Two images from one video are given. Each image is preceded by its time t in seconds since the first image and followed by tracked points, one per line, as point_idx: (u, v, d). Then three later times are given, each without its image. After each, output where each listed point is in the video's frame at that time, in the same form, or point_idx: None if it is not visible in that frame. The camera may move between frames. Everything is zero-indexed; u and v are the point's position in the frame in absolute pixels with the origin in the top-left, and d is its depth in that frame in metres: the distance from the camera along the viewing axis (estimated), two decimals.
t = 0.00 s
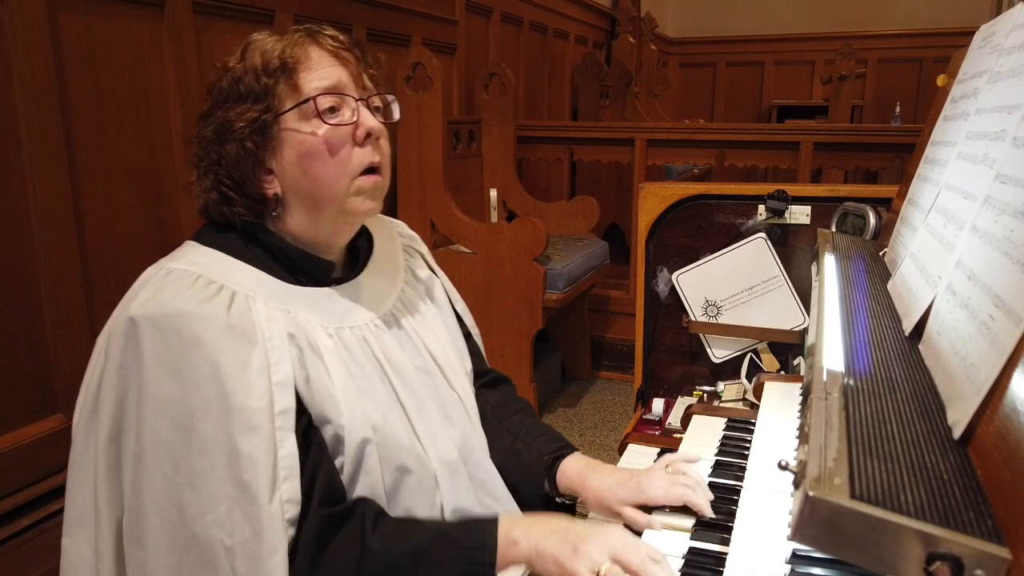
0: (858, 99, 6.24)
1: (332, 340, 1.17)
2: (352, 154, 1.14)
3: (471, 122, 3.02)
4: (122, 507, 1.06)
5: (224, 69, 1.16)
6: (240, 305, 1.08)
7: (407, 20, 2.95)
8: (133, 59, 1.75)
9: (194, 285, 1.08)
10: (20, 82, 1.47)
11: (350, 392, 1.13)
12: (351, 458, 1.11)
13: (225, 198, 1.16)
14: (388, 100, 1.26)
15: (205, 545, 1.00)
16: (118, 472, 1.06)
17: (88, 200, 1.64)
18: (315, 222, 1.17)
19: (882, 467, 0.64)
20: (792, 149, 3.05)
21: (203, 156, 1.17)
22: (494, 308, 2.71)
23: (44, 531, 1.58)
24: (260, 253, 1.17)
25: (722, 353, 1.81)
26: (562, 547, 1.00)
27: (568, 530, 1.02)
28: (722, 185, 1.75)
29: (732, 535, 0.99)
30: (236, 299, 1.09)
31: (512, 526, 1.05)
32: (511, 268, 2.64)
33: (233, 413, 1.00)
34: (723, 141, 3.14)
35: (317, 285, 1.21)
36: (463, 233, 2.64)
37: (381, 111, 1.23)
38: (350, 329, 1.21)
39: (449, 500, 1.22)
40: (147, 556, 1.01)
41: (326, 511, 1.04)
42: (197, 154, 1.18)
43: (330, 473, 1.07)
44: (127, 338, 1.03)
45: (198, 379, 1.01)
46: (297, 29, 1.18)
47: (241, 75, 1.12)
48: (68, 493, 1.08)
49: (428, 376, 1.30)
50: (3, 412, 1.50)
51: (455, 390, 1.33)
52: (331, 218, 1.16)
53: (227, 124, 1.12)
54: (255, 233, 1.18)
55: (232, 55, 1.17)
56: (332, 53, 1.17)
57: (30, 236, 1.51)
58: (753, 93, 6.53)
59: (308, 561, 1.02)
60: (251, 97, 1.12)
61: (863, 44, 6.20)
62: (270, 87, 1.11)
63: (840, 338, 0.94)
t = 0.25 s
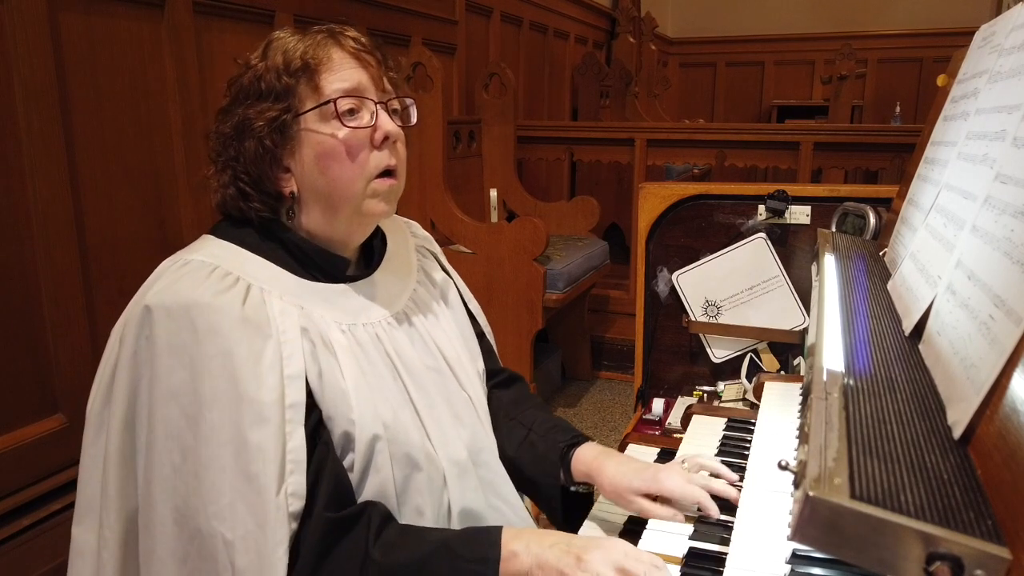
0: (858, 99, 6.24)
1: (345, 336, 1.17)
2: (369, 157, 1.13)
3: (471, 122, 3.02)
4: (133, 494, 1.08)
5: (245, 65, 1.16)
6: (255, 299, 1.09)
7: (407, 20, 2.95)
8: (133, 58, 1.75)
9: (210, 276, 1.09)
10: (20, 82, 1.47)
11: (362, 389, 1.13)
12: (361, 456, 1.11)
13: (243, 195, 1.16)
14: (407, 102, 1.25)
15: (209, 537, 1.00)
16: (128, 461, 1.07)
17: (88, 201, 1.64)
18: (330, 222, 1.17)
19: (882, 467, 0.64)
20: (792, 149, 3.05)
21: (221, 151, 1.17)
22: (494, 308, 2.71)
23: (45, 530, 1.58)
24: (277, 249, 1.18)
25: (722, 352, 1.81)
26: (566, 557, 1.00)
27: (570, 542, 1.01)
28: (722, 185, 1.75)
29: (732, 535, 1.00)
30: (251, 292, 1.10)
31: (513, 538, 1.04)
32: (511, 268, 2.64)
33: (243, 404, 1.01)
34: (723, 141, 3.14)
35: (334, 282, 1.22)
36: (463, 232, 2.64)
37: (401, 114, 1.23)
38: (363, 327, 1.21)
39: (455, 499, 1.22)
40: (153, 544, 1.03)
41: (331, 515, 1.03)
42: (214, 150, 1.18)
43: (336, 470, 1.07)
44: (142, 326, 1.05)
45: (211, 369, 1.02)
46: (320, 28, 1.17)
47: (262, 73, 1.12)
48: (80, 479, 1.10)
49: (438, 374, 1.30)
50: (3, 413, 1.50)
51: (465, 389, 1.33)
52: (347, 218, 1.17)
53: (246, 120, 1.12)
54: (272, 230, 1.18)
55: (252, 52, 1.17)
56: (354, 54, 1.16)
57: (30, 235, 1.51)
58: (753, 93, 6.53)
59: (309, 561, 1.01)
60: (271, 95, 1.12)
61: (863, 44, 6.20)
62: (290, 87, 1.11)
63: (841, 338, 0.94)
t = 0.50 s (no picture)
0: (858, 99, 6.24)
1: (341, 335, 1.17)
2: (366, 162, 1.14)
3: (471, 122, 3.02)
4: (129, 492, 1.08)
5: (242, 68, 1.15)
6: (252, 297, 1.09)
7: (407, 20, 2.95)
8: (133, 58, 1.75)
9: (208, 275, 1.08)
10: (20, 82, 1.47)
11: (358, 387, 1.13)
12: (357, 454, 1.11)
13: (240, 196, 1.16)
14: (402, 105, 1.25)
15: (206, 535, 1.00)
16: (125, 459, 1.07)
17: (89, 201, 1.64)
18: (327, 224, 1.16)
19: (882, 467, 0.64)
20: (792, 149, 3.05)
21: (218, 152, 1.17)
22: (494, 308, 2.71)
23: (45, 530, 1.58)
24: (272, 247, 1.18)
25: (722, 352, 1.81)
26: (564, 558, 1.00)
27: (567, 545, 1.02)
28: (722, 185, 1.75)
29: (732, 535, 1.00)
30: (249, 291, 1.10)
31: (511, 540, 1.04)
32: (511, 268, 2.64)
33: (240, 401, 1.01)
34: (723, 141, 3.14)
35: (330, 282, 1.22)
36: (463, 232, 2.64)
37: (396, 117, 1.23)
38: (359, 325, 1.21)
39: (451, 497, 1.22)
40: (150, 540, 1.03)
41: (329, 510, 1.03)
42: (211, 151, 1.18)
43: (332, 466, 1.06)
44: (139, 324, 1.05)
45: (208, 367, 1.02)
46: (316, 31, 1.17)
47: (258, 77, 1.12)
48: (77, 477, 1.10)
49: (435, 374, 1.30)
50: (4, 413, 1.50)
51: (462, 389, 1.33)
52: (344, 220, 1.17)
53: (243, 124, 1.12)
54: (269, 230, 1.18)
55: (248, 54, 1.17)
56: (350, 58, 1.16)
57: (30, 236, 1.51)
58: (753, 93, 6.52)
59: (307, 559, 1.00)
60: (268, 100, 1.12)
61: (863, 44, 6.20)
62: (287, 92, 1.11)
63: (841, 338, 0.94)
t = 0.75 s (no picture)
0: (858, 99, 6.24)
1: (338, 333, 1.17)
2: (361, 159, 1.15)
3: (471, 122, 3.02)
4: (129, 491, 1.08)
5: (234, 67, 1.15)
6: (249, 296, 1.09)
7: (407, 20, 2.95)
8: (133, 58, 1.75)
9: (205, 274, 1.08)
10: (20, 82, 1.47)
11: (356, 384, 1.13)
12: (355, 451, 1.11)
13: (236, 196, 1.16)
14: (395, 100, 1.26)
15: (207, 532, 1.00)
16: (124, 459, 1.07)
17: (88, 201, 1.64)
18: (325, 220, 1.17)
19: (882, 467, 0.64)
20: (792, 149, 3.05)
21: (213, 152, 1.17)
22: (494, 308, 2.71)
23: (45, 530, 1.58)
24: (270, 246, 1.18)
25: (722, 352, 1.81)
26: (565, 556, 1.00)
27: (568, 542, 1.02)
28: (722, 185, 1.75)
29: (732, 535, 1.00)
30: (246, 289, 1.09)
31: (512, 536, 1.04)
32: (511, 268, 2.64)
33: (238, 398, 1.01)
34: (723, 141, 3.14)
35: (328, 281, 1.22)
36: (463, 232, 2.64)
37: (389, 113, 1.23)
38: (357, 324, 1.21)
39: (449, 494, 1.23)
40: (149, 539, 1.03)
41: (327, 506, 1.03)
42: (206, 151, 1.18)
43: (330, 462, 1.06)
44: (138, 323, 1.05)
45: (206, 365, 1.02)
46: (306, 29, 1.17)
47: (251, 77, 1.12)
48: (76, 477, 1.11)
49: (433, 372, 1.29)
50: (3, 412, 1.50)
51: (460, 386, 1.33)
52: (341, 217, 1.17)
53: (237, 124, 1.12)
54: (267, 228, 1.18)
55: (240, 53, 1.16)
56: (342, 56, 1.16)
57: (30, 236, 1.51)
58: (753, 93, 6.52)
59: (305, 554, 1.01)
60: (262, 100, 1.12)
61: (863, 44, 6.20)
62: (280, 91, 1.11)
63: (841, 338, 0.94)
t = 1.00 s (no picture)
0: (858, 99, 6.24)
1: (329, 330, 1.17)
2: (343, 151, 1.15)
3: (471, 122, 3.02)
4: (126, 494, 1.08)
5: (214, 69, 1.15)
6: (238, 294, 1.08)
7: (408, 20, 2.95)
8: (133, 58, 1.75)
9: (192, 275, 1.08)
10: (20, 82, 1.47)
11: (346, 380, 1.13)
12: (348, 446, 1.11)
13: (221, 198, 1.17)
14: (375, 95, 1.26)
15: (212, 528, 1.01)
16: (120, 461, 1.07)
17: (88, 201, 1.64)
18: (310, 215, 1.16)
19: (882, 467, 0.64)
20: (792, 148, 3.05)
21: (196, 154, 1.18)
22: (494, 308, 2.71)
23: (44, 531, 1.58)
24: (257, 245, 1.18)
25: (722, 352, 1.81)
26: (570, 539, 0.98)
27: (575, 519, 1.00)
28: (721, 185, 1.75)
29: (732, 535, 0.99)
30: (234, 288, 1.09)
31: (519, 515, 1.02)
32: (511, 268, 2.64)
33: (229, 396, 1.00)
34: (723, 141, 3.14)
35: (319, 279, 1.22)
36: (463, 232, 2.64)
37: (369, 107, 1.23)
38: (347, 321, 1.21)
39: (444, 488, 1.22)
40: (149, 538, 1.03)
41: (325, 491, 1.03)
42: (190, 152, 1.19)
43: (328, 456, 1.06)
44: (128, 325, 1.05)
45: (196, 364, 1.02)
46: (284, 27, 1.17)
47: (229, 77, 1.12)
48: (74, 481, 1.11)
49: (426, 369, 1.29)
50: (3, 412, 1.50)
51: (453, 382, 1.33)
52: (328, 212, 1.17)
53: (219, 125, 1.13)
54: (255, 228, 1.18)
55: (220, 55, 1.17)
56: (319, 51, 1.16)
57: (30, 236, 1.51)
58: (753, 94, 6.52)
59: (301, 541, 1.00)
60: (241, 98, 1.12)
61: (863, 44, 6.20)
62: (259, 88, 1.11)
63: (839, 338, 0.94)
